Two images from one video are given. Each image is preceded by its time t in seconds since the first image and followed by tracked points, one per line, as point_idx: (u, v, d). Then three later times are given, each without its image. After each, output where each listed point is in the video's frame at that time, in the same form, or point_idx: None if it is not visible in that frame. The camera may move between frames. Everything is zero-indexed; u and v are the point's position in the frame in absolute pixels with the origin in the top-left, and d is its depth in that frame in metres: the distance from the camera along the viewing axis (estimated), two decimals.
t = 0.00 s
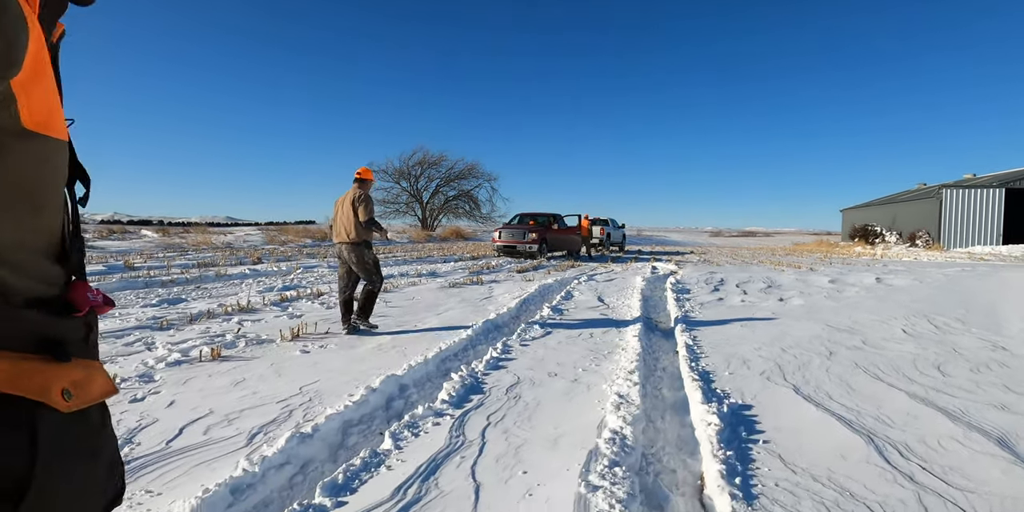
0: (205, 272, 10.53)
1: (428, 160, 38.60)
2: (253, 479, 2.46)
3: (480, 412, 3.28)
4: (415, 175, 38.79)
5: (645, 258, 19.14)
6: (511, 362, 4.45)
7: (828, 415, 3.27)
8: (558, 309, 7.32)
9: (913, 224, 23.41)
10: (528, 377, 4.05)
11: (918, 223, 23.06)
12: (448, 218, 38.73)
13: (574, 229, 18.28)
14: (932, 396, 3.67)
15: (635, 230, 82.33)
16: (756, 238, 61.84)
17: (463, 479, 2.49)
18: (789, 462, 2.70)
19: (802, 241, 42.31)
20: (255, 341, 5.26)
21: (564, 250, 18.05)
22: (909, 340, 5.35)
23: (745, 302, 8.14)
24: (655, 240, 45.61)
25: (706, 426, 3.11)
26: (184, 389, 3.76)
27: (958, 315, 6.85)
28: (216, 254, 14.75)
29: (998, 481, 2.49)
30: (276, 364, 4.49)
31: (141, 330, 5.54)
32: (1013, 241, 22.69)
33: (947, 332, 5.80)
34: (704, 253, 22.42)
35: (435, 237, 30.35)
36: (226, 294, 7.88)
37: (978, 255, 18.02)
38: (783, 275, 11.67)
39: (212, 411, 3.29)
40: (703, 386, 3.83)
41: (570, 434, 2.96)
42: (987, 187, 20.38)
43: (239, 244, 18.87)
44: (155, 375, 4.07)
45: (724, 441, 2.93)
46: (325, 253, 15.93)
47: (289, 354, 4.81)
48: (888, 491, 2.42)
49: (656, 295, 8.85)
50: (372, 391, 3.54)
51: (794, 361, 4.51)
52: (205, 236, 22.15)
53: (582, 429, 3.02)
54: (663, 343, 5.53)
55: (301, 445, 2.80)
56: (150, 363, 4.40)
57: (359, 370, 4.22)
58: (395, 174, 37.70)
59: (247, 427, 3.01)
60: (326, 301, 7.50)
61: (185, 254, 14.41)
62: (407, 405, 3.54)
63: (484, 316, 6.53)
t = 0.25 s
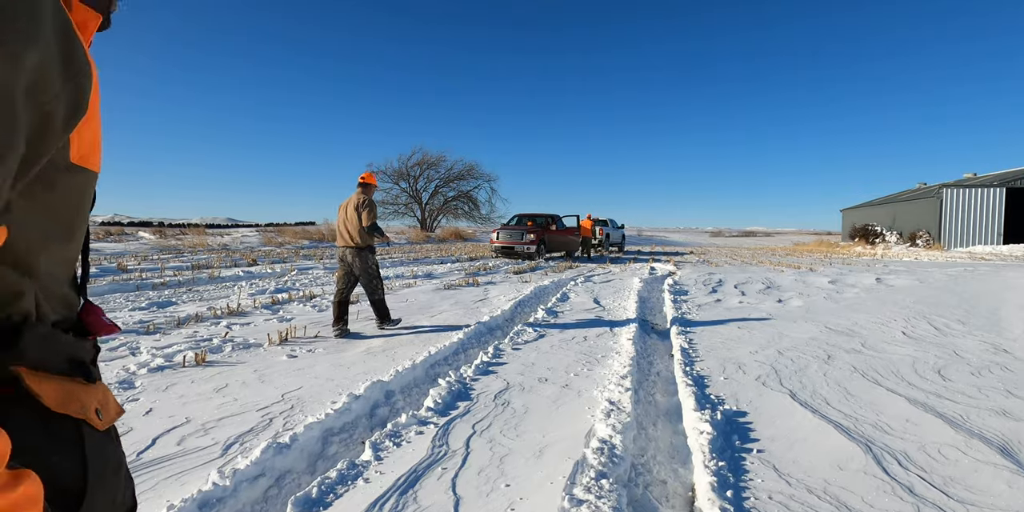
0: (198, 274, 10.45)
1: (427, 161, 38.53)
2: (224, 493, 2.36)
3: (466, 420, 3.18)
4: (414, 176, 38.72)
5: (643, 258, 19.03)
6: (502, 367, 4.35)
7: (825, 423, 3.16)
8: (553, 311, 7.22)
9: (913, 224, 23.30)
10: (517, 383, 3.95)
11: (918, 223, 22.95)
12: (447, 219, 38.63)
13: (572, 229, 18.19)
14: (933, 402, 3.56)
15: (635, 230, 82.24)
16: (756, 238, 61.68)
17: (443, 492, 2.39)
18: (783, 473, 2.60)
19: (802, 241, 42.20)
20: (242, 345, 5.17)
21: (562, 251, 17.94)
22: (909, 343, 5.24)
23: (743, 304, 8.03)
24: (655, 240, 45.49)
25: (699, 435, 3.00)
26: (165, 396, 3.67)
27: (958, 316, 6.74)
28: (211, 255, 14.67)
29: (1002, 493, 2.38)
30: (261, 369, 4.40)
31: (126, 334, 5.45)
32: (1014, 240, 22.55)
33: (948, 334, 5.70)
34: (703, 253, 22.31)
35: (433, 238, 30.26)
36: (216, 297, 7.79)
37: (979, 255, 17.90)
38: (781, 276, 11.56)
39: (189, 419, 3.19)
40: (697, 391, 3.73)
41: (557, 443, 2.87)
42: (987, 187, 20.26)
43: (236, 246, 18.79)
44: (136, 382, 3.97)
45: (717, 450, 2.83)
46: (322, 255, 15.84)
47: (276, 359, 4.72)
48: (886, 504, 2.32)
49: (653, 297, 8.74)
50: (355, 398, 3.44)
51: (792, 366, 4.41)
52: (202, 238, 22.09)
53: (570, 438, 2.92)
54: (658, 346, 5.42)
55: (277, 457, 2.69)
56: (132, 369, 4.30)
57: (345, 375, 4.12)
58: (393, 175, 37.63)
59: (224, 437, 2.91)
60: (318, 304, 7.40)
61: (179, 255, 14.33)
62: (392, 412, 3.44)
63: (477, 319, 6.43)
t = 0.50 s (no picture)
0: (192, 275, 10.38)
1: (425, 162, 38.47)
2: (203, 502, 2.28)
3: (457, 424, 3.10)
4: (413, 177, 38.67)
5: (642, 259, 18.94)
6: (495, 370, 4.27)
7: (824, 426, 3.09)
8: (549, 312, 7.14)
9: (913, 223, 23.23)
10: (511, 385, 3.87)
11: (917, 222, 22.88)
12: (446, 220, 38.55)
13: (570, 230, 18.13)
14: (935, 404, 3.49)
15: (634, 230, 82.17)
16: (756, 238, 61.60)
17: (430, 500, 2.32)
18: (781, 479, 2.52)
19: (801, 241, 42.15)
20: (233, 347, 5.08)
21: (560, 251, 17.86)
22: (910, 344, 5.17)
23: (741, 304, 7.96)
24: (654, 240, 45.41)
25: (694, 439, 2.93)
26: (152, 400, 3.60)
27: (959, 316, 6.66)
28: (206, 256, 14.58)
29: (1009, 501, 2.31)
30: (252, 371, 4.32)
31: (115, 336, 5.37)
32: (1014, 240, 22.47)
33: (949, 335, 5.63)
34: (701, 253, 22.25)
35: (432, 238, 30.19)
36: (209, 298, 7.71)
37: (978, 255, 17.83)
38: (780, 276, 11.50)
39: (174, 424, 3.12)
40: (693, 394, 3.65)
41: (548, 449, 2.79)
42: (986, 186, 20.19)
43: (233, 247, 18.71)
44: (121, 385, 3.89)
45: (713, 455, 2.75)
46: (319, 256, 15.76)
47: (267, 361, 4.64)
48: None
49: (651, 297, 8.66)
50: (344, 402, 3.36)
51: (791, 367, 4.33)
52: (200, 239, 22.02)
53: (562, 444, 2.84)
54: (656, 347, 5.35)
55: (260, 464, 2.61)
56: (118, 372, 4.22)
57: (336, 378, 4.04)
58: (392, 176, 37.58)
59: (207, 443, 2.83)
60: (312, 305, 7.32)
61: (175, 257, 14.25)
62: (382, 416, 3.36)
63: (473, 320, 6.35)
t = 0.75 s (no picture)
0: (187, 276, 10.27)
1: (424, 162, 38.41)
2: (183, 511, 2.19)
3: (450, 428, 3.01)
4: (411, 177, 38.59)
5: (641, 259, 18.84)
6: (491, 371, 4.18)
7: (828, 429, 3.01)
8: (547, 312, 7.05)
9: (912, 224, 23.18)
10: (507, 387, 3.78)
11: (917, 223, 22.82)
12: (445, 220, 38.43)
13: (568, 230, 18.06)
14: (940, 406, 3.41)
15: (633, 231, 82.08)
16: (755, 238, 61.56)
17: (419, 508, 2.23)
18: (784, 485, 2.44)
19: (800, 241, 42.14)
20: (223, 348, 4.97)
21: (559, 251, 17.75)
22: (913, 345, 5.10)
23: (741, 304, 7.88)
24: (653, 241, 45.34)
25: (695, 443, 2.84)
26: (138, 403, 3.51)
27: (961, 317, 6.59)
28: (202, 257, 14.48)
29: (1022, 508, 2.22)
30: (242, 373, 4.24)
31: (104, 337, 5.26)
32: (1013, 240, 22.42)
33: (952, 336, 5.56)
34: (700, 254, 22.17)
35: (430, 239, 30.11)
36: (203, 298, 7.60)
37: (977, 255, 17.78)
38: (779, 277, 11.42)
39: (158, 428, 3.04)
40: (693, 396, 3.57)
41: (544, 453, 2.71)
42: (986, 187, 20.15)
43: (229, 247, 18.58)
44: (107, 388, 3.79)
45: (714, 460, 2.67)
46: (316, 256, 15.65)
47: (257, 363, 4.53)
48: None
49: (650, 297, 8.57)
50: (334, 405, 3.27)
51: (792, 369, 4.25)
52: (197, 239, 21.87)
53: (558, 448, 2.76)
54: (655, 347, 5.26)
55: (245, 469, 2.52)
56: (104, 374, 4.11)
57: (329, 380, 3.96)
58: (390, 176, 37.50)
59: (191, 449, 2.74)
60: (307, 306, 7.21)
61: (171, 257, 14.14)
62: (374, 419, 3.27)
63: (469, 320, 6.26)
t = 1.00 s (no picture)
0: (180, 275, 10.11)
1: (423, 161, 38.21)
2: None
3: (442, 431, 2.91)
4: (410, 177, 38.40)
5: (641, 259, 18.71)
6: (487, 372, 4.08)
7: (834, 432, 2.91)
8: (545, 312, 6.94)
9: (912, 223, 23.08)
10: (502, 388, 3.67)
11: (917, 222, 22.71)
12: (443, 220, 38.28)
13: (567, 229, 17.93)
14: (947, 407, 3.32)
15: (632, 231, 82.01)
16: (755, 238, 61.47)
17: None
18: (790, 490, 2.34)
19: (799, 241, 42.07)
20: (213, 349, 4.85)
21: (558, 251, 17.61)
22: (917, 344, 5.01)
23: (742, 303, 7.77)
24: (652, 241, 45.23)
25: (696, 447, 2.74)
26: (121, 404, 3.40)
27: (965, 316, 6.49)
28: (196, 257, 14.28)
29: None
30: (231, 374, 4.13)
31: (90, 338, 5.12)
32: (1014, 239, 22.33)
33: (956, 335, 5.45)
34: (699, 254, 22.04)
35: (428, 239, 29.93)
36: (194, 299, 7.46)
37: (977, 254, 17.69)
38: (780, 276, 11.31)
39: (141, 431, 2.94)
40: (694, 397, 3.46)
41: (540, 458, 2.60)
42: (986, 186, 20.09)
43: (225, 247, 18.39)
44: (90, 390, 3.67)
45: (716, 465, 2.57)
46: (312, 256, 15.50)
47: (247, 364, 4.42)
48: None
49: (650, 297, 8.46)
50: (324, 407, 3.16)
51: (795, 369, 4.15)
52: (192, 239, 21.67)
53: (554, 452, 2.65)
54: (654, 347, 5.16)
55: (227, 475, 2.42)
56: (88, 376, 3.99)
57: (320, 380, 3.87)
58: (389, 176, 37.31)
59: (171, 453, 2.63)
60: (301, 306, 7.08)
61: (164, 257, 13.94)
62: (364, 421, 3.17)
63: (465, 320, 6.16)
